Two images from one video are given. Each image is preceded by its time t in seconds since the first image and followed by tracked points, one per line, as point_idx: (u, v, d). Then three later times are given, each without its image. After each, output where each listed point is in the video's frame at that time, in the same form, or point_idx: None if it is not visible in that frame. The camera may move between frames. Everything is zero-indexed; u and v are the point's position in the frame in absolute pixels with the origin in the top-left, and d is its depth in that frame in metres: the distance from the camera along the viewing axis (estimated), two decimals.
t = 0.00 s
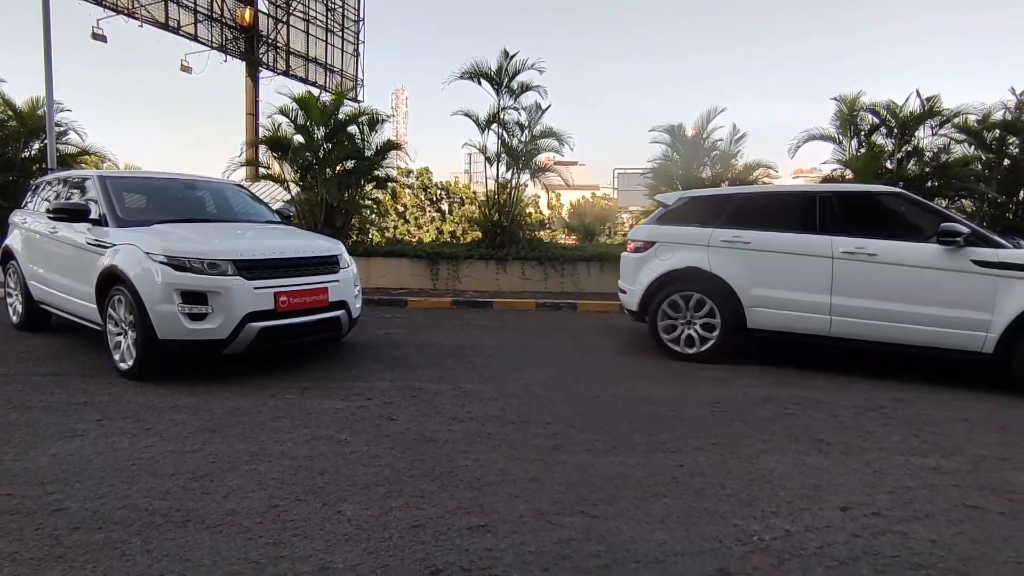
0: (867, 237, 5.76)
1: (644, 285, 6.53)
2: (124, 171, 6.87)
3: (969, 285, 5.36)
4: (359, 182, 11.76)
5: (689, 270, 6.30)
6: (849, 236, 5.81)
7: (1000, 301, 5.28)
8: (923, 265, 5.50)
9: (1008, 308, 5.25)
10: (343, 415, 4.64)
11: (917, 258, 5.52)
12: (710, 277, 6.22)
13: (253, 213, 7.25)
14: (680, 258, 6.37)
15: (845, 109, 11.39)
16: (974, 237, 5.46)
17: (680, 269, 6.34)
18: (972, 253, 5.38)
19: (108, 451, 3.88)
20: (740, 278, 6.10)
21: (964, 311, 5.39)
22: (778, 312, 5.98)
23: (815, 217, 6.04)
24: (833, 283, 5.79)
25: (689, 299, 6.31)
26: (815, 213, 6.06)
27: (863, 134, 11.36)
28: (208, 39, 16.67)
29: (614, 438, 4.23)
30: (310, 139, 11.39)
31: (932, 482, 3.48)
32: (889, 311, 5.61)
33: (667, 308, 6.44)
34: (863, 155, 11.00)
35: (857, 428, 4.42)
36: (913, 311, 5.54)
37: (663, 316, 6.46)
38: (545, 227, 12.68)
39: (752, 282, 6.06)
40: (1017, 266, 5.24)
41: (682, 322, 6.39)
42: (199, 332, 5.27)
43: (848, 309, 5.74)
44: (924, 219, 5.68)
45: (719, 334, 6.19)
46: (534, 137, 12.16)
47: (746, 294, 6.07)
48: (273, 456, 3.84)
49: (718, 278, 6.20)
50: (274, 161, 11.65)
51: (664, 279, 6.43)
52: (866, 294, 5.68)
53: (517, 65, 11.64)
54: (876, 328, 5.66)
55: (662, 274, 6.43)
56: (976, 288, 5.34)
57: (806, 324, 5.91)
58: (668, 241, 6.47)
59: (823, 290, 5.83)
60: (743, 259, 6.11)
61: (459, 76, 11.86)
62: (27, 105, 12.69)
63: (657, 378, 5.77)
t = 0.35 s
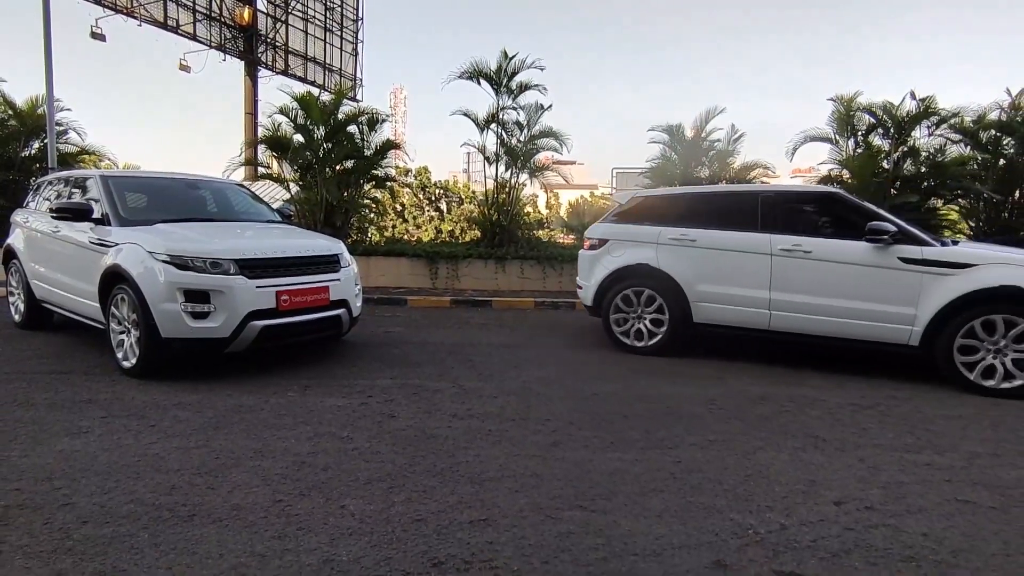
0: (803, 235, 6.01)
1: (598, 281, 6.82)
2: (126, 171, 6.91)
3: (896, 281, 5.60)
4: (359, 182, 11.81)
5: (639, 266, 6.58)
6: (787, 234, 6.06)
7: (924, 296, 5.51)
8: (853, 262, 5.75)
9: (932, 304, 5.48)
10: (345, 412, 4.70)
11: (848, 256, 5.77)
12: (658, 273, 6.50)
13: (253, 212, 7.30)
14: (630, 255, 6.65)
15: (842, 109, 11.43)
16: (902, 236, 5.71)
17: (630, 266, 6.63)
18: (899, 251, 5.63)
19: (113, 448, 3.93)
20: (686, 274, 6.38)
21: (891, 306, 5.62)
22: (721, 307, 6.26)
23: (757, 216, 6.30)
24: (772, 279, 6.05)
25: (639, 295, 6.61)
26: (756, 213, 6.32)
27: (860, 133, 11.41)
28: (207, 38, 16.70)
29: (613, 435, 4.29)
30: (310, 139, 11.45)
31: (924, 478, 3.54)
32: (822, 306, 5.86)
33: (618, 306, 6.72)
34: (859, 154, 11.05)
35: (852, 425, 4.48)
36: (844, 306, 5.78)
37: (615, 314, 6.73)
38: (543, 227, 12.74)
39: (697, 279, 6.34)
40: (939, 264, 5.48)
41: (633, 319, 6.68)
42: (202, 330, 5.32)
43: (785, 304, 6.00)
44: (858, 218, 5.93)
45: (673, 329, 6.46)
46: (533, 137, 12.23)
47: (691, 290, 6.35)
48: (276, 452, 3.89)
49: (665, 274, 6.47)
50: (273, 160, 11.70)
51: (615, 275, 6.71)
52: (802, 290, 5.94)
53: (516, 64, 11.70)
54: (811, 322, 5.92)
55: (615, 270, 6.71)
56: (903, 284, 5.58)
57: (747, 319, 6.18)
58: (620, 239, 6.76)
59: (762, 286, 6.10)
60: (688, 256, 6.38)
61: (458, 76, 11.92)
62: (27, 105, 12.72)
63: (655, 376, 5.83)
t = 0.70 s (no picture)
0: (750, 234, 6.30)
1: (559, 279, 7.13)
2: (128, 172, 6.95)
3: (834, 278, 5.90)
4: (358, 182, 11.86)
5: (596, 264, 6.89)
6: (734, 233, 6.36)
7: (860, 292, 5.81)
8: (795, 259, 6.04)
9: (868, 299, 5.77)
10: (347, 411, 4.76)
11: (790, 254, 6.06)
12: (614, 271, 6.81)
13: (254, 213, 7.34)
14: (590, 253, 6.96)
15: (839, 110, 11.51)
16: (841, 234, 6.00)
17: (589, 263, 6.93)
18: (837, 249, 5.92)
19: (119, 445, 3.99)
20: (641, 272, 6.69)
21: (830, 301, 5.92)
22: (674, 303, 6.56)
23: (708, 216, 6.60)
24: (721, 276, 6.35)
25: (596, 292, 6.92)
26: (708, 213, 6.61)
27: (856, 135, 11.49)
28: (206, 39, 16.75)
29: (610, 432, 4.35)
30: (310, 139, 11.51)
31: (918, 474, 3.61)
32: (766, 302, 6.17)
33: (577, 303, 7.03)
34: (855, 156, 11.14)
35: (847, 423, 4.55)
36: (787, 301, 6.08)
37: (575, 311, 7.04)
38: (541, 227, 12.83)
39: (652, 277, 6.64)
40: (873, 261, 5.78)
41: (592, 314, 6.98)
42: (205, 330, 5.38)
43: (733, 300, 6.30)
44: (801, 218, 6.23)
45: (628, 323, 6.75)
46: (531, 138, 12.28)
47: (646, 287, 6.65)
48: (280, 450, 3.95)
49: (622, 272, 6.77)
50: (273, 161, 11.74)
51: (575, 273, 7.02)
52: (748, 287, 6.24)
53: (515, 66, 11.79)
54: (757, 317, 6.22)
55: (575, 268, 7.02)
56: (840, 280, 5.88)
57: (698, 314, 6.49)
58: (580, 238, 7.07)
59: (712, 283, 6.40)
60: (644, 255, 6.68)
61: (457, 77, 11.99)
62: (27, 105, 12.75)
63: (653, 375, 5.90)
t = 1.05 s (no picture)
0: (705, 233, 6.54)
1: (525, 276, 7.38)
2: (130, 173, 6.99)
3: (783, 275, 6.15)
4: (358, 182, 11.90)
5: (560, 262, 7.13)
6: (690, 232, 6.59)
7: (808, 288, 6.06)
8: (746, 258, 6.29)
9: (814, 295, 6.03)
10: (349, 410, 4.80)
11: (743, 252, 6.31)
12: (577, 268, 7.05)
13: (255, 213, 7.37)
14: (554, 252, 7.20)
15: (838, 110, 11.54)
16: (790, 233, 6.25)
17: (553, 262, 7.18)
18: (787, 247, 6.16)
19: (124, 444, 4.03)
20: (603, 269, 6.92)
21: (780, 297, 6.17)
22: (633, 300, 6.80)
23: (666, 216, 6.83)
24: (677, 274, 6.59)
25: (559, 289, 7.18)
26: (665, 213, 6.85)
27: (854, 135, 11.51)
28: (206, 39, 16.78)
29: (609, 431, 4.40)
30: (310, 140, 11.57)
31: (914, 472, 3.65)
32: (720, 298, 6.41)
33: (543, 300, 7.29)
34: (854, 156, 11.20)
35: (845, 421, 4.60)
36: (739, 298, 6.33)
37: (540, 309, 7.30)
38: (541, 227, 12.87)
39: (612, 274, 6.88)
40: (820, 259, 6.03)
41: (557, 311, 7.24)
42: (208, 330, 5.42)
43: (689, 297, 6.54)
44: (754, 217, 6.48)
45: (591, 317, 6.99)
46: (531, 139, 12.34)
47: (607, 284, 6.89)
48: (283, 449, 4.00)
49: (584, 270, 7.01)
50: (273, 161, 11.77)
51: (540, 270, 7.26)
52: (703, 284, 6.48)
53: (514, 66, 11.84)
54: (713, 313, 6.45)
55: (540, 266, 7.26)
56: (789, 278, 6.13)
57: (656, 310, 6.71)
58: (545, 236, 7.30)
59: (669, 280, 6.64)
60: (605, 254, 6.92)
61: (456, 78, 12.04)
62: (28, 106, 12.76)
63: (653, 374, 5.95)
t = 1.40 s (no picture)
0: (674, 233, 6.73)
1: (501, 275, 7.55)
2: (131, 174, 7.03)
3: (748, 272, 6.35)
4: (358, 183, 11.95)
5: (534, 260, 7.30)
6: (659, 231, 6.78)
7: (772, 286, 6.27)
8: (713, 256, 6.49)
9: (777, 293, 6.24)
10: (350, 408, 4.85)
11: (710, 251, 6.51)
12: (551, 267, 7.22)
13: (255, 213, 7.41)
14: (529, 251, 7.37)
15: (835, 111, 11.57)
16: (754, 233, 6.46)
17: (528, 260, 7.35)
18: (751, 246, 6.37)
19: (128, 442, 4.08)
20: (576, 268, 7.10)
21: (745, 294, 6.38)
22: (605, 297, 6.99)
23: (637, 216, 7.02)
24: (647, 272, 6.79)
25: (534, 287, 7.35)
26: (636, 213, 7.03)
27: (852, 135, 11.53)
28: (204, 39, 16.81)
29: (608, 429, 4.45)
30: (310, 140, 11.64)
31: (908, 468, 3.71)
32: (688, 296, 6.62)
33: (519, 297, 7.45)
34: (851, 156, 11.27)
35: (840, 419, 4.65)
36: (707, 295, 6.53)
37: (516, 306, 7.48)
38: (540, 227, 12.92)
39: (584, 272, 7.06)
40: (783, 257, 6.24)
41: (532, 308, 7.41)
42: (210, 329, 5.47)
43: (659, 294, 6.74)
44: (721, 217, 6.69)
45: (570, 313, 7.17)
46: (529, 139, 12.44)
47: (580, 282, 7.08)
48: (284, 446, 4.05)
49: (558, 268, 7.18)
50: (273, 161, 11.80)
51: (515, 269, 7.43)
52: (672, 281, 6.68)
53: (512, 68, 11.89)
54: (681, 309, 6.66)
55: (515, 265, 7.43)
56: (754, 275, 6.33)
57: (628, 307, 6.91)
58: (520, 236, 7.46)
59: (640, 278, 6.83)
60: (577, 253, 7.10)
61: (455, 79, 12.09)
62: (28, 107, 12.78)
63: (650, 373, 6.00)
